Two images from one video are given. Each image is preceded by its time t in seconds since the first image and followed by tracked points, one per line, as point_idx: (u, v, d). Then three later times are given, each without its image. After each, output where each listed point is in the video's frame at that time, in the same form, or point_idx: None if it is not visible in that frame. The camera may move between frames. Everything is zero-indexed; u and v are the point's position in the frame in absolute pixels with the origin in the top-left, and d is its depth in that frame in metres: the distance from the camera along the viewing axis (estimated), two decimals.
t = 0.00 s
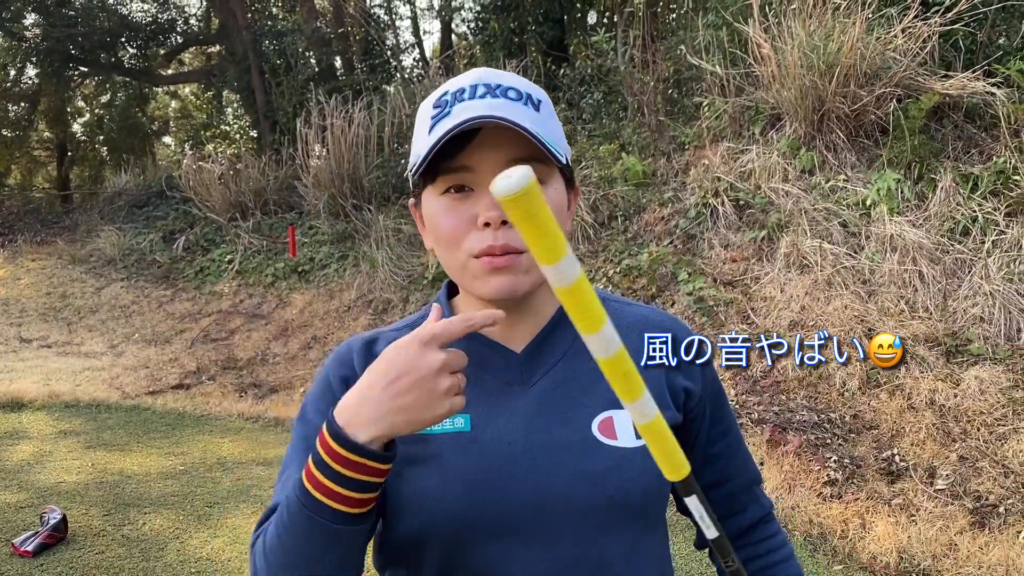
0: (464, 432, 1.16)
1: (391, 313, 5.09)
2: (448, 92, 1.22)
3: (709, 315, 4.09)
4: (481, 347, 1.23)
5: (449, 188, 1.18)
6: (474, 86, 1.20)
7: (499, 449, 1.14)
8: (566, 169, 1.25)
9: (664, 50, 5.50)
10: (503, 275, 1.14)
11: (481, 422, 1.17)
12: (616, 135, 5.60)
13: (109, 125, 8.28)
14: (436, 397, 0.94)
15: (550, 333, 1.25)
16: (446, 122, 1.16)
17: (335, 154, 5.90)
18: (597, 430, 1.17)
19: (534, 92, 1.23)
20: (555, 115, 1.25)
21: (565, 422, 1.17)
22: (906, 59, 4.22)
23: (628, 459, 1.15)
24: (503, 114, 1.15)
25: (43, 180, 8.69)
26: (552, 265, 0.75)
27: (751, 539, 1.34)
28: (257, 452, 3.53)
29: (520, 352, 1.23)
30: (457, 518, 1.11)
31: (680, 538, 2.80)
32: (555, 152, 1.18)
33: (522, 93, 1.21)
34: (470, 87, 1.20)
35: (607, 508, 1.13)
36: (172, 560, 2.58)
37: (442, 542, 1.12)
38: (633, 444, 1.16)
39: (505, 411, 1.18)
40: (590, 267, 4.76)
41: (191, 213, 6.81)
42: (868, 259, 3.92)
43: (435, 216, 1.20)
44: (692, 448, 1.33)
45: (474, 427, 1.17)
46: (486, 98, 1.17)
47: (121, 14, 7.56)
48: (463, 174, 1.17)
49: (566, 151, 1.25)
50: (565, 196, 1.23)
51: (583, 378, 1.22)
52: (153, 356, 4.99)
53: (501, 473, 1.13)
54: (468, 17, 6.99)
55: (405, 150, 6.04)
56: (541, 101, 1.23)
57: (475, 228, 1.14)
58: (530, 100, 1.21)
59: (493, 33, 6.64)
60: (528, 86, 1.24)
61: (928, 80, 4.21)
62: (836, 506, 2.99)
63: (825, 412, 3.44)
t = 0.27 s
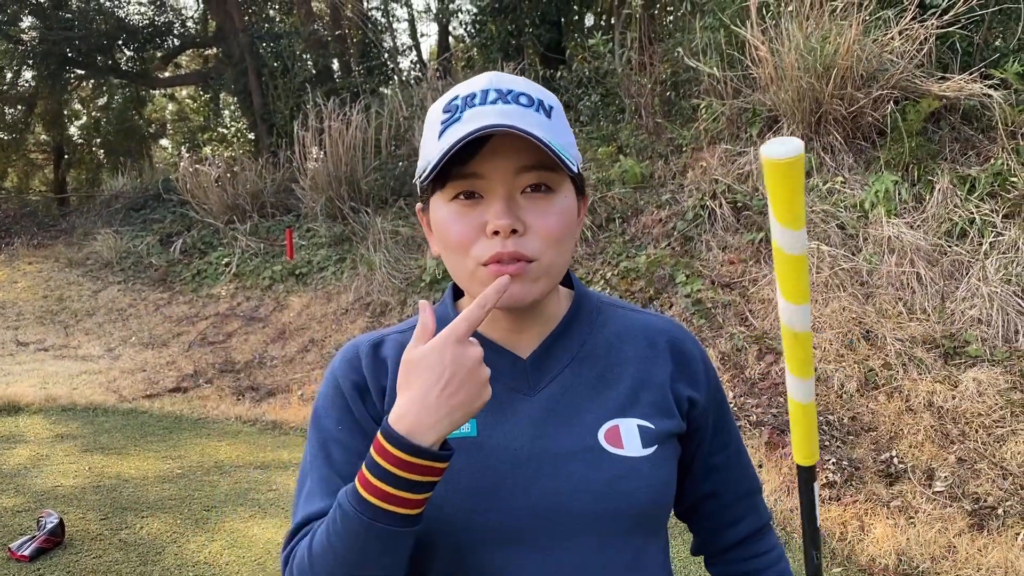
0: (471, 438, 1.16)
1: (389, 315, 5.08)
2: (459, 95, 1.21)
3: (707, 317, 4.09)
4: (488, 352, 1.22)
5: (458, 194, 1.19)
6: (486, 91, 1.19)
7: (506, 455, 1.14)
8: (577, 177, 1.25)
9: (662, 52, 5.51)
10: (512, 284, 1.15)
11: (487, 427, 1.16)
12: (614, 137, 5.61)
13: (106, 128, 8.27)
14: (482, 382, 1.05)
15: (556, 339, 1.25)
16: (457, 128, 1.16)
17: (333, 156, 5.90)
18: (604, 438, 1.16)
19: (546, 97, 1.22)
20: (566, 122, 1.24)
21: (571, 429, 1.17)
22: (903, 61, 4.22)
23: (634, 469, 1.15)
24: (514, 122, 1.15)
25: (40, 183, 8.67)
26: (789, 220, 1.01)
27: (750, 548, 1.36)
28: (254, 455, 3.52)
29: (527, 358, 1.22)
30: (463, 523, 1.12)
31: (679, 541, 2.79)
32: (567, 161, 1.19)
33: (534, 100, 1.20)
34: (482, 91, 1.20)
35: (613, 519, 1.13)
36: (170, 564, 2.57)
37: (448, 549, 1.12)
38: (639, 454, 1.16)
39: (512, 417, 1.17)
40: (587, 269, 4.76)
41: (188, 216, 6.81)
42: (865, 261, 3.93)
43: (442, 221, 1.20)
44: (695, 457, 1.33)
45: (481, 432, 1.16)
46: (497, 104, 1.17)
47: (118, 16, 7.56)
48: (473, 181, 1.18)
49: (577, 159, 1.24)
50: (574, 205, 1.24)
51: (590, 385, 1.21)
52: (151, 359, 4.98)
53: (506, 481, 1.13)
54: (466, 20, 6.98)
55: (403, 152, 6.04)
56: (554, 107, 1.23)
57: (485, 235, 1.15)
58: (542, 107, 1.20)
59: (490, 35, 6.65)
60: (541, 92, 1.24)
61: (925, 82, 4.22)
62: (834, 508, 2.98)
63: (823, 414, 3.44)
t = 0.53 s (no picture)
0: (476, 438, 1.15)
1: (386, 317, 5.08)
2: (468, 93, 1.21)
3: (705, 318, 4.09)
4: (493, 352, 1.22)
5: (465, 193, 1.18)
6: (495, 90, 1.19)
7: (510, 455, 1.14)
8: (584, 178, 1.24)
9: (659, 54, 5.51)
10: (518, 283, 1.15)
11: (492, 427, 1.16)
12: (611, 139, 5.60)
13: (103, 130, 8.27)
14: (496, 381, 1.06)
15: (561, 339, 1.24)
16: (465, 127, 1.16)
17: (331, 159, 5.90)
18: (607, 438, 1.16)
19: (554, 97, 1.22)
20: (574, 122, 1.24)
21: (576, 429, 1.16)
22: (901, 63, 4.23)
23: (637, 470, 1.15)
24: (523, 122, 1.15)
25: (37, 186, 8.67)
26: (893, 217, 1.30)
27: (745, 552, 1.36)
28: (251, 458, 3.51)
29: (531, 358, 1.22)
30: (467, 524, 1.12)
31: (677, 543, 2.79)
32: (575, 160, 1.19)
33: (542, 100, 1.20)
34: (491, 90, 1.19)
35: (616, 519, 1.13)
36: (167, 567, 2.57)
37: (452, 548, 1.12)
38: (643, 455, 1.16)
39: (516, 417, 1.17)
40: (585, 271, 4.76)
41: (185, 218, 6.80)
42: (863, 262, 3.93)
43: (447, 219, 1.20)
44: (694, 459, 1.33)
45: (486, 432, 1.16)
46: (506, 103, 1.17)
47: (115, 18, 7.55)
48: (479, 179, 1.18)
49: (584, 160, 1.24)
50: (580, 206, 1.24)
51: (594, 385, 1.21)
52: (148, 361, 4.97)
53: (511, 481, 1.12)
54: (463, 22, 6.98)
55: (401, 154, 6.04)
56: (562, 107, 1.22)
57: (492, 233, 1.15)
58: (550, 107, 1.20)
59: (487, 37, 6.65)
60: (549, 92, 1.24)
61: (922, 84, 4.22)
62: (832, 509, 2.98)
63: (821, 416, 3.44)
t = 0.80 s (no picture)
0: (472, 442, 1.16)
1: (384, 320, 5.09)
2: (465, 100, 1.22)
3: (702, 321, 4.10)
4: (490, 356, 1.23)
5: (461, 199, 1.19)
6: (491, 96, 1.20)
7: (506, 460, 1.15)
8: (580, 185, 1.25)
9: (657, 57, 5.52)
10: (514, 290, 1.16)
11: (489, 432, 1.17)
12: (609, 142, 5.61)
13: (101, 133, 8.27)
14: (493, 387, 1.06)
15: (557, 343, 1.25)
16: (462, 133, 1.16)
17: (329, 162, 5.91)
18: (603, 443, 1.17)
19: (550, 103, 1.22)
20: (571, 128, 1.25)
21: (571, 433, 1.17)
22: (897, 65, 4.24)
23: (633, 474, 1.15)
24: (519, 130, 1.15)
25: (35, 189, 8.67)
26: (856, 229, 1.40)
27: (741, 556, 1.37)
28: (248, 461, 3.51)
29: (527, 363, 1.23)
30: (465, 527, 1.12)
31: (674, 546, 2.79)
32: (571, 167, 1.20)
33: (539, 106, 1.21)
34: (488, 96, 1.20)
35: (613, 522, 1.13)
36: (164, 571, 2.57)
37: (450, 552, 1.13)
38: (638, 459, 1.17)
39: (512, 421, 1.18)
40: (583, 274, 4.77)
41: (183, 221, 6.80)
42: (860, 265, 3.93)
43: (444, 225, 1.21)
44: (690, 464, 1.33)
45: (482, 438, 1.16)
46: (502, 110, 1.18)
47: (113, 22, 7.61)
48: (476, 186, 1.18)
49: (581, 166, 1.25)
50: (577, 212, 1.24)
51: (590, 389, 1.22)
52: (146, 364, 4.97)
53: (508, 485, 1.13)
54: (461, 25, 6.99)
55: (398, 157, 6.04)
56: (558, 114, 1.23)
57: (488, 239, 1.16)
58: (547, 113, 1.21)
59: (485, 40, 6.65)
60: (546, 98, 1.24)
61: (919, 87, 4.23)
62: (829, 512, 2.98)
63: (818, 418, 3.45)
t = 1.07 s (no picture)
0: (469, 447, 1.16)
1: (383, 323, 5.09)
2: (458, 106, 1.22)
3: (701, 324, 4.10)
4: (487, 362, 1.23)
5: (455, 205, 1.19)
6: (484, 102, 1.20)
7: (503, 465, 1.15)
8: (574, 189, 1.25)
9: (655, 60, 5.52)
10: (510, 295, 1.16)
11: (486, 437, 1.17)
12: (607, 144, 5.62)
13: (99, 136, 8.28)
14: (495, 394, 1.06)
15: (553, 348, 1.25)
16: (456, 139, 1.17)
17: (327, 164, 5.91)
18: (599, 447, 1.17)
19: (544, 108, 1.23)
20: (563, 133, 1.25)
21: (568, 438, 1.17)
22: (894, 68, 4.25)
23: (629, 477, 1.16)
24: (513, 136, 1.15)
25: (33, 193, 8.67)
26: (815, 245, 1.47)
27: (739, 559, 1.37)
28: (247, 464, 3.51)
29: (524, 368, 1.23)
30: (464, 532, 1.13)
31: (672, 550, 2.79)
32: (565, 171, 1.20)
33: (532, 111, 1.21)
34: (481, 102, 1.20)
35: (611, 525, 1.13)
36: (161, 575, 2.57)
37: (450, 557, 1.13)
38: (634, 463, 1.17)
39: (509, 426, 1.18)
40: (581, 276, 4.77)
41: (182, 224, 6.81)
42: (858, 267, 3.94)
43: (438, 231, 1.21)
44: (688, 467, 1.34)
45: (480, 443, 1.17)
46: (495, 115, 1.18)
47: (111, 26, 7.61)
48: (470, 192, 1.18)
49: (574, 170, 1.25)
50: (570, 216, 1.25)
51: (586, 394, 1.22)
52: (144, 368, 4.97)
53: (505, 490, 1.14)
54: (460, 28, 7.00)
55: (397, 160, 6.04)
56: (551, 118, 1.23)
57: (483, 245, 1.16)
58: (540, 118, 1.21)
59: (484, 43, 6.66)
60: (539, 102, 1.24)
61: (916, 89, 4.24)
62: (827, 514, 2.99)
63: (816, 421, 3.45)
